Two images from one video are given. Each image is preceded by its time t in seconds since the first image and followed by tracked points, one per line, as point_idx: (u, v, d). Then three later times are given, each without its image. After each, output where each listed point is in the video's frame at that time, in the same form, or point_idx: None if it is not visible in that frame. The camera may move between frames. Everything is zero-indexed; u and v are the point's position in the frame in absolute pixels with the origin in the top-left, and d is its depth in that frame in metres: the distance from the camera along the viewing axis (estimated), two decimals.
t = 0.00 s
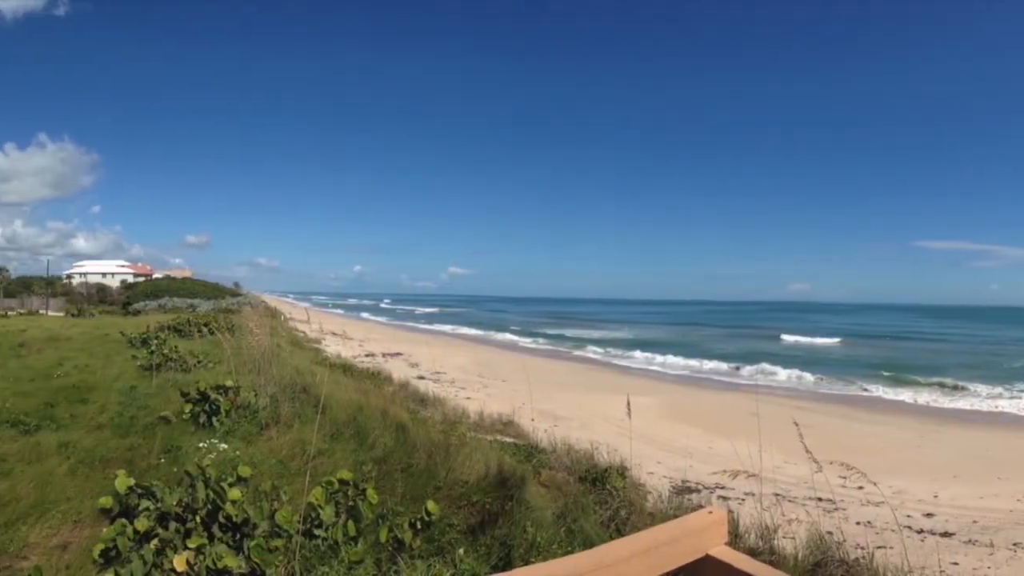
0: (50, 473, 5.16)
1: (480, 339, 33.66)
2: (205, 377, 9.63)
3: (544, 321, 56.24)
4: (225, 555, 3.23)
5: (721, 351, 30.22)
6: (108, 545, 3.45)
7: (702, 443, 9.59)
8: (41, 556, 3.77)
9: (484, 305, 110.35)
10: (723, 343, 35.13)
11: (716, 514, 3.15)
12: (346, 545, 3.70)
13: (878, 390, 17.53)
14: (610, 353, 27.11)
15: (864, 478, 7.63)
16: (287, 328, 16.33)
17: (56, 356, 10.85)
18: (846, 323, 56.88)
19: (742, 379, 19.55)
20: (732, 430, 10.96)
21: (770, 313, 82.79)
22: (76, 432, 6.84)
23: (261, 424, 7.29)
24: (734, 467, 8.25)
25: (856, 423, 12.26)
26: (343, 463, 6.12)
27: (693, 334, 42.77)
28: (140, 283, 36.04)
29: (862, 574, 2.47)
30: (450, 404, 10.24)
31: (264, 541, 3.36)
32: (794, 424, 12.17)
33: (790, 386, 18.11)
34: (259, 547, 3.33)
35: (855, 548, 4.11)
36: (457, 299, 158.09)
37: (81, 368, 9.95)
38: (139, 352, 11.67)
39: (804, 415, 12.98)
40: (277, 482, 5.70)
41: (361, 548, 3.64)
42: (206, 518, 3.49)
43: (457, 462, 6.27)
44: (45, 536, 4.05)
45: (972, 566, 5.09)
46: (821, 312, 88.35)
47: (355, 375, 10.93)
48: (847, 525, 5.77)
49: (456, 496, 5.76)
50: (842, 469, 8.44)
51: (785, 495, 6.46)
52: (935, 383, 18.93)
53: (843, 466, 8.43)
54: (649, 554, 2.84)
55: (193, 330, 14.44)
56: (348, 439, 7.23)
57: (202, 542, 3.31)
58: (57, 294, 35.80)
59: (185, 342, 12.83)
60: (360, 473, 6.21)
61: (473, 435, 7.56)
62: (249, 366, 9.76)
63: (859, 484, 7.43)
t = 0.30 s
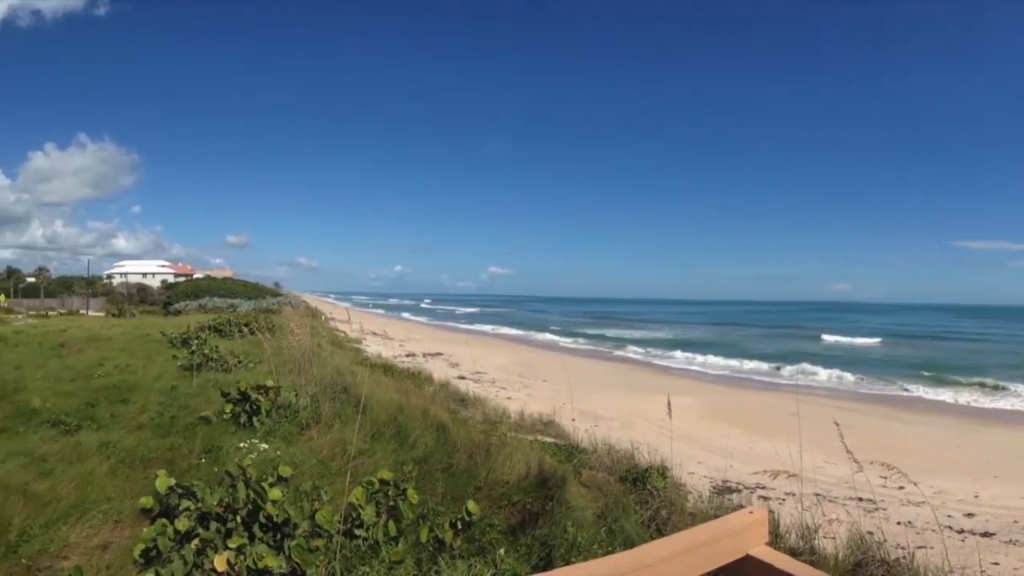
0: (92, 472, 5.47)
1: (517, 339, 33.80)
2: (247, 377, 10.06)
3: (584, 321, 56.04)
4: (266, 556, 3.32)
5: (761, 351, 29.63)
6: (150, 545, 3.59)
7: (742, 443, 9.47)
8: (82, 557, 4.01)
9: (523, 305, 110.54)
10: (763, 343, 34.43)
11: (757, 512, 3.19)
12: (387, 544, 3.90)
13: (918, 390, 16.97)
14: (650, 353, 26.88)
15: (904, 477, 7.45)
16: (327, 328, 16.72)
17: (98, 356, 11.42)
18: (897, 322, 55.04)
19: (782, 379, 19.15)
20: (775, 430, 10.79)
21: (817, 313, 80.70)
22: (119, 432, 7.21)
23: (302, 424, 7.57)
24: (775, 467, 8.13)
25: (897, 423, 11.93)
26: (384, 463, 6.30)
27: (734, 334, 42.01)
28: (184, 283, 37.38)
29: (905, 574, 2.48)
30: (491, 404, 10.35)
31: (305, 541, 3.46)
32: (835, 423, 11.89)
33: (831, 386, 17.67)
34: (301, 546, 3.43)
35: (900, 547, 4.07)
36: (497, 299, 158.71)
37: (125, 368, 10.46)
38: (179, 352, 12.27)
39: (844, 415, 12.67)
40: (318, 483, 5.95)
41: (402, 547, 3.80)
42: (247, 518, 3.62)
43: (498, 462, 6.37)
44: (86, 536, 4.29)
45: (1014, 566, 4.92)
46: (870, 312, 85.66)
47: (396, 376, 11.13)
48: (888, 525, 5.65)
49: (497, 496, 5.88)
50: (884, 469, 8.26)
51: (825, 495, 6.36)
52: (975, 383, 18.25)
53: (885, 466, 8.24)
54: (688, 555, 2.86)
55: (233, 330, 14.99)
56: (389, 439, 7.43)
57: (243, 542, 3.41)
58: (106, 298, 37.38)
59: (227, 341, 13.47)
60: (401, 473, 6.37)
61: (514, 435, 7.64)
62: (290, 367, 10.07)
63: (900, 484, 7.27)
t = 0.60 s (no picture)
0: (132, 472, 5.79)
1: (555, 339, 33.84)
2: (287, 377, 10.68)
3: (624, 321, 55.68)
4: (306, 556, 3.41)
5: (801, 351, 28.97)
6: (191, 544, 3.58)
7: (783, 443, 9.33)
8: (121, 556, 4.22)
9: (563, 305, 110.40)
10: (804, 343, 33.64)
11: (798, 513, 3.19)
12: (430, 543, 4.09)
13: (962, 388, 16.40)
14: (690, 353, 26.57)
15: (946, 477, 7.26)
16: (366, 326, 17.05)
17: (138, 356, 12.21)
18: (952, 320, 53.03)
19: (822, 379, 18.71)
20: (817, 430, 10.60)
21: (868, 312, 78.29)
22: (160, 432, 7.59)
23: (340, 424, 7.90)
24: (815, 467, 8.00)
25: (936, 422, 11.57)
26: (425, 463, 6.46)
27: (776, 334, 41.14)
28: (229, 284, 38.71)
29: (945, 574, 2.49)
30: (532, 404, 10.44)
31: (345, 542, 3.55)
32: (875, 423, 11.64)
33: (873, 386, 17.20)
34: (341, 548, 3.52)
35: (939, 548, 4.01)
36: (537, 299, 158.82)
37: (166, 368, 11.24)
38: (218, 351, 13.17)
39: (884, 415, 12.35)
40: (359, 482, 6.17)
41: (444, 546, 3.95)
42: (288, 517, 3.75)
43: (539, 462, 6.47)
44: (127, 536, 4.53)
45: None
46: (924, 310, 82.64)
47: (436, 376, 11.30)
48: (929, 525, 5.54)
49: (538, 496, 5.97)
50: (925, 469, 8.08)
51: (866, 495, 6.25)
52: (1021, 384, 17.58)
53: (926, 465, 8.04)
54: (728, 555, 2.88)
55: (274, 330, 15.57)
56: (430, 439, 7.60)
57: (284, 544, 3.46)
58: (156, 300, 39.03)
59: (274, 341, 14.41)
60: (442, 473, 6.51)
61: (555, 435, 7.71)
62: (331, 366, 10.37)
63: (940, 482, 7.12)
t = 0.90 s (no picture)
0: (173, 472, 6.01)
1: (591, 338, 33.72)
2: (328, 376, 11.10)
3: (665, 321, 54.97)
4: (348, 556, 3.55)
5: (842, 351, 28.27)
6: (231, 545, 3.71)
7: (823, 443, 9.20)
8: (161, 557, 4.42)
9: (601, 305, 109.73)
10: (846, 343, 32.84)
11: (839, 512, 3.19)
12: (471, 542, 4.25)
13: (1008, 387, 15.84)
14: (730, 353, 26.17)
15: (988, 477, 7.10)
16: (406, 326, 17.31)
17: (178, 357, 12.79)
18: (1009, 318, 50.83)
19: (862, 379, 18.27)
20: (856, 430, 10.41)
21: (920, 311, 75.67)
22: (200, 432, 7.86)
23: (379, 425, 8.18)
24: (855, 468, 7.88)
25: (977, 422, 11.22)
26: (466, 463, 6.61)
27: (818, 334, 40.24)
28: (268, 284, 39.64)
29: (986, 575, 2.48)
30: (573, 404, 10.48)
31: (385, 543, 3.68)
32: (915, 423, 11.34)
33: (915, 386, 16.72)
34: (382, 549, 3.65)
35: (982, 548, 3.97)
36: (576, 298, 158.23)
37: (206, 368, 11.73)
38: (260, 352, 13.88)
39: (925, 415, 12.05)
40: (401, 482, 6.37)
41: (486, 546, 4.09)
42: (328, 518, 3.94)
43: (580, 463, 6.54)
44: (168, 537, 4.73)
45: None
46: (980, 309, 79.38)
47: (477, 376, 11.43)
48: (969, 524, 5.42)
49: (578, 496, 6.05)
50: (966, 469, 7.88)
51: (906, 495, 6.17)
52: None
53: (968, 465, 7.84)
54: (768, 555, 2.90)
55: (315, 330, 16.04)
56: (470, 439, 7.74)
57: (324, 543, 3.60)
58: (197, 300, 40.21)
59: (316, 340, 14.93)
60: (484, 473, 6.65)
61: (596, 435, 7.75)
62: (372, 366, 10.64)
63: (981, 482, 6.94)
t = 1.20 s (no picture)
0: (214, 473, 6.16)
1: (628, 338, 33.53)
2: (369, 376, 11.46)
3: (707, 322, 54.24)
4: (388, 556, 3.70)
5: (886, 350, 27.59)
6: (272, 545, 3.98)
7: (864, 443, 9.09)
8: (201, 557, 4.51)
9: (641, 305, 108.72)
10: (885, 343, 31.89)
11: (878, 512, 3.21)
12: (509, 545, 4.49)
13: None
14: (771, 353, 25.74)
15: None
16: (446, 326, 17.54)
17: (220, 357, 13.38)
18: None
19: (902, 378, 17.89)
20: (895, 430, 10.24)
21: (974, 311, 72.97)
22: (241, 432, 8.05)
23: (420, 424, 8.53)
24: (896, 468, 7.81)
25: None
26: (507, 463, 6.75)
27: (858, 334, 39.15)
28: (308, 284, 40.57)
29: None
30: (613, 404, 10.50)
31: (426, 543, 3.83)
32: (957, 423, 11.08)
33: (957, 385, 16.32)
34: (423, 548, 3.81)
35: None
36: (615, 298, 157.06)
37: (246, 368, 12.27)
38: (300, 351, 14.49)
39: (966, 415, 11.77)
40: (441, 482, 6.54)
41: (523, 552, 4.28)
42: (369, 518, 4.16)
43: (621, 462, 6.60)
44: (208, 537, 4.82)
45: None
46: None
47: (517, 376, 11.56)
48: (1012, 525, 5.31)
49: (619, 496, 6.12)
50: (1008, 469, 7.71)
51: (946, 495, 6.08)
52: None
53: (1011, 465, 7.67)
54: (809, 557, 2.92)
55: (356, 330, 16.48)
56: (511, 439, 7.86)
57: (365, 544, 3.79)
58: (238, 300, 41.35)
59: (356, 340, 15.47)
60: (525, 474, 6.76)
61: (637, 435, 7.79)
62: (413, 366, 10.89)
63: None
